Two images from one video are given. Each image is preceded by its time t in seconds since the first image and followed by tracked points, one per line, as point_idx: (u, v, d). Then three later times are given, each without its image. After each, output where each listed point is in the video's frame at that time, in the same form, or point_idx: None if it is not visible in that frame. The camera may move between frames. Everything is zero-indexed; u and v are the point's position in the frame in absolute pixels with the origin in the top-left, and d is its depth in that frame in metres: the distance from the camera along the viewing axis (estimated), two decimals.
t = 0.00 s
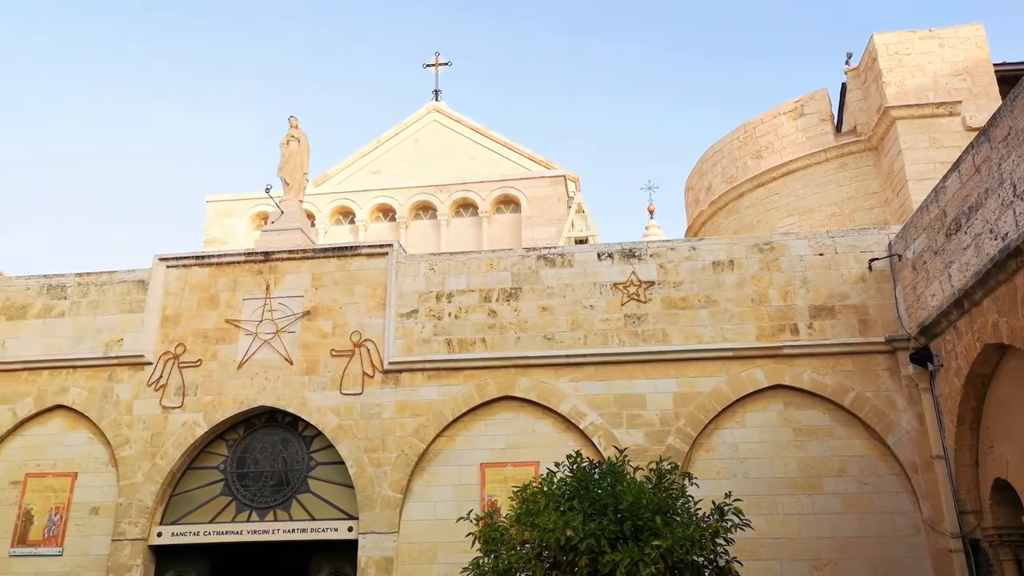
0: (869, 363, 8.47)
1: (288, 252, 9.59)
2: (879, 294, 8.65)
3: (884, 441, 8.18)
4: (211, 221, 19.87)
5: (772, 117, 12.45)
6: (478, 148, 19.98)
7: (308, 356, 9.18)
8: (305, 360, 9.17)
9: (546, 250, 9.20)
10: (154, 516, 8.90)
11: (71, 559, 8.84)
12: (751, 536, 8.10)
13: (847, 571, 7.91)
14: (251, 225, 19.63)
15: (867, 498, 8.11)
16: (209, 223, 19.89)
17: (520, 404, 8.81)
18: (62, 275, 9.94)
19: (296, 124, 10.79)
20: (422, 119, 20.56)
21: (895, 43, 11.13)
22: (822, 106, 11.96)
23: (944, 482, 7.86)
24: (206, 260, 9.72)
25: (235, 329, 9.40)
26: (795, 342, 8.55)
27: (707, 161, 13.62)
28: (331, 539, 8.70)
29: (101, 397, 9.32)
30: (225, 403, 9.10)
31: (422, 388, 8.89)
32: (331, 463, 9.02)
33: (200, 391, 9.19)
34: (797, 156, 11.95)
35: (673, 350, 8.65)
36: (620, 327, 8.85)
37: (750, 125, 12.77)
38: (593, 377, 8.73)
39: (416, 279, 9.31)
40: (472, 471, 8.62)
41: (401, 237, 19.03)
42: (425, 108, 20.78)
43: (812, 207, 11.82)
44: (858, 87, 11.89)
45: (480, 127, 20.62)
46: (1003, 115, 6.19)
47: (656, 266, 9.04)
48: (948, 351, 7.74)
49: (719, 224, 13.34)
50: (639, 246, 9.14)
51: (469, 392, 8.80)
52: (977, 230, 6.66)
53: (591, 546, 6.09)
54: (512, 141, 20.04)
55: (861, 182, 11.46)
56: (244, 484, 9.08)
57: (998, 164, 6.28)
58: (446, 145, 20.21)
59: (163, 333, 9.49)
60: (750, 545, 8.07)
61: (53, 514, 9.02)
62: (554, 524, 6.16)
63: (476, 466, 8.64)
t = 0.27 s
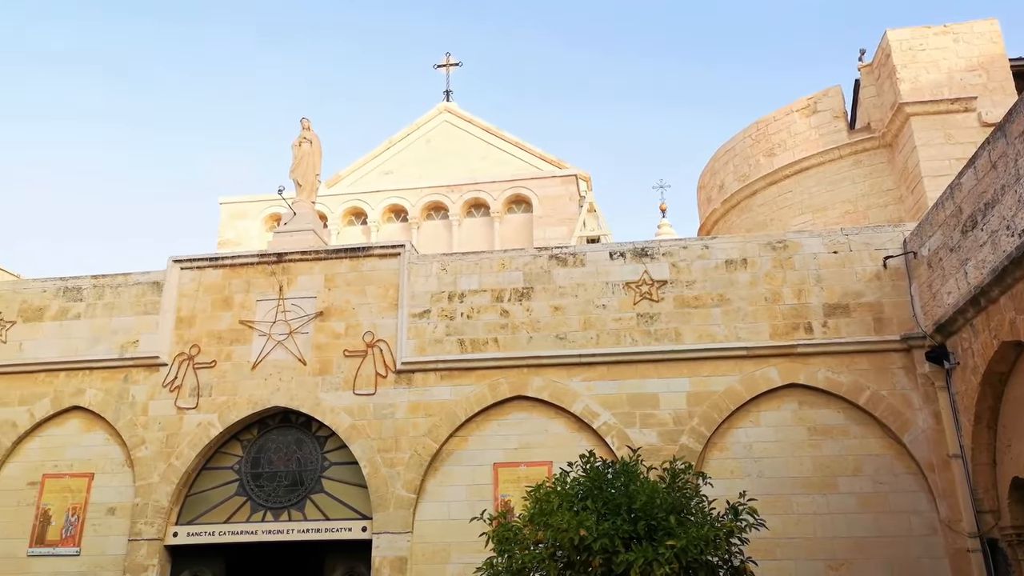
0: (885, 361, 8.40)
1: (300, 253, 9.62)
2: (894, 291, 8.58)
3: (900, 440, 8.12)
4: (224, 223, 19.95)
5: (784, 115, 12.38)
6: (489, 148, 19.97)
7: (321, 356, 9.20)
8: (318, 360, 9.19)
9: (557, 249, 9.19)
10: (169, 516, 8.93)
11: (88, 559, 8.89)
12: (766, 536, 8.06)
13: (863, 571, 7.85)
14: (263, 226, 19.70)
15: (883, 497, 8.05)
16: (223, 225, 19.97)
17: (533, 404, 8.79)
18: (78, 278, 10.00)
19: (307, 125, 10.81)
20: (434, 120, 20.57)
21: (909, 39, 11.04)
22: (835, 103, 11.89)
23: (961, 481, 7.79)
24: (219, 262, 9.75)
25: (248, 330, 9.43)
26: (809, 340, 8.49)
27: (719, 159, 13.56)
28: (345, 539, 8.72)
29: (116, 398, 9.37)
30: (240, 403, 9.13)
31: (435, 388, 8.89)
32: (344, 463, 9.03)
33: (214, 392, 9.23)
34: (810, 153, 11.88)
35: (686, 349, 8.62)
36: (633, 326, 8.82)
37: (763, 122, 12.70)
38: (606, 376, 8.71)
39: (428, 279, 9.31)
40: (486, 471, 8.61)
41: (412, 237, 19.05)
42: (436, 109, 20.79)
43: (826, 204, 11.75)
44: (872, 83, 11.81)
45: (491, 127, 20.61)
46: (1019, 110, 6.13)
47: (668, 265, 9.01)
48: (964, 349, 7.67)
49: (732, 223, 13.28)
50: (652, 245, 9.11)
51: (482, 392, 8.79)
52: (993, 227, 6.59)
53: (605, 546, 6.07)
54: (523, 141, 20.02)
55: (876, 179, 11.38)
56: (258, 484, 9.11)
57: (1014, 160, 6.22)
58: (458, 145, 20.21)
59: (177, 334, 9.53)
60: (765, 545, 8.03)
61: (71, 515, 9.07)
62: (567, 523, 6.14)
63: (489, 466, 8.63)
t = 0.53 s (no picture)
0: (897, 360, 8.36)
1: (310, 254, 9.64)
2: (906, 290, 8.54)
3: (912, 439, 8.07)
4: (234, 224, 20.02)
5: (794, 113, 12.33)
6: (498, 148, 19.97)
7: (332, 357, 9.22)
8: (328, 361, 9.21)
9: (567, 249, 9.18)
10: (182, 516, 8.96)
11: (101, 559, 8.93)
12: (778, 535, 8.03)
13: (876, 571, 7.81)
14: (274, 227, 19.76)
15: (895, 497, 8.01)
16: (234, 226, 20.03)
17: (543, 404, 8.78)
18: (91, 279, 10.05)
19: (317, 126, 10.83)
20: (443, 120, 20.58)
21: (920, 35, 10.98)
22: (846, 100, 11.83)
23: (975, 480, 7.74)
24: (230, 263, 9.78)
25: (259, 331, 9.45)
26: (820, 339, 8.46)
27: (729, 158, 13.51)
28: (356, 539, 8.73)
29: (128, 399, 9.41)
30: (251, 403, 9.16)
31: (445, 388, 8.89)
32: (355, 463, 9.04)
33: (226, 393, 9.25)
34: (820, 151, 11.83)
35: (697, 348, 8.59)
36: (643, 325, 8.80)
37: (773, 120, 12.65)
38: (616, 376, 8.69)
39: (437, 279, 9.31)
40: (496, 471, 8.61)
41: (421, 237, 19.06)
42: (445, 109, 20.80)
43: (836, 202, 11.70)
44: (883, 81, 11.74)
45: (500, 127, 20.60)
46: None
47: (678, 264, 8.98)
48: (977, 347, 7.62)
49: (742, 221, 13.23)
50: (661, 244, 9.09)
51: (491, 392, 8.78)
52: (1006, 225, 6.55)
53: (616, 546, 6.05)
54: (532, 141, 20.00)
55: (887, 177, 11.32)
56: (270, 484, 9.13)
57: None
58: (467, 145, 20.22)
59: (189, 335, 9.57)
60: (777, 545, 8.00)
61: (84, 515, 9.12)
62: (578, 523, 6.13)
63: (499, 466, 8.63)
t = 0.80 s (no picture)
0: (912, 358, 8.29)
1: (323, 255, 9.65)
2: (922, 287, 8.47)
3: (929, 438, 8.00)
4: (247, 226, 20.09)
5: (807, 110, 12.25)
6: (509, 148, 19.95)
7: (344, 357, 9.23)
8: (341, 361, 9.22)
9: (579, 248, 9.15)
10: (197, 516, 8.99)
11: (118, 559, 8.97)
12: (793, 535, 7.98)
13: (893, 571, 7.75)
14: (286, 228, 19.82)
15: (912, 496, 7.94)
16: (247, 227, 20.10)
17: (556, 404, 8.76)
18: (106, 281, 10.11)
19: (329, 128, 10.84)
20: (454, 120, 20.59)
21: (934, 30, 10.89)
22: (859, 97, 11.75)
23: (993, 479, 7.66)
24: (243, 264, 9.81)
25: (273, 332, 9.47)
26: (835, 338, 8.40)
27: (742, 156, 13.44)
28: (370, 539, 8.73)
29: (144, 400, 9.45)
30: (265, 404, 9.18)
31: (458, 388, 8.89)
32: (368, 463, 9.05)
33: (240, 394, 9.28)
34: (834, 148, 11.76)
35: (711, 347, 8.55)
36: (655, 324, 8.77)
37: (786, 118, 12.57)
38: (629, 375, 8.66)
39: (449, 280, 9.31)
40: (509, 471, 8.60)
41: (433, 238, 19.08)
42: (456, 109, 20.80)
43: (850, 199, 11.62)
44: (897, 77, 11.65)
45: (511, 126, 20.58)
46: None
47: (691, 263, 8.94)
48: (994, 345, 7.55)
49: (755, 220, 13.16)
50: (674, 243, 9.05)
51: (504, 392, 8.77)
52: None
53: (630, 546, 6.02)
54: (543, 140, 19.97)
55: (901, 174, 11.23)
56: (284, 485, 9.15)
57: None
58: (478, 146, 20.21)
59: (203, 336, 9.60)
60: (792, 544, 7.95)
61: (101, 515, 9.16)
62: (591, 523, 6.11)
63: (512, 466, 8.61)
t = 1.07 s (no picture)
0: (927, 357, 8.23)
1: (334, 256, 9.67)
2: (935, 285, 8.40)
3: (943, 437, 7.94)
4: (259, 227, 20.16)
5: (819, 107, 12.19)
6: (519, 148, 19.94)
7: (356, 358, 9.24)
8: (353, 361, 9.23)
9: (589, 248, 9.13)
10: (211, 516, 9.02)
11: (132, 559, 9.01)
12: (807, 534, 7.93)
13: (908, 571, 7.70)
14: (297, 230, 19.87)
15: (927, 496, 7.88)
16: (258, 229, 20.17)
17: (567, 404, 8.74)
18: (119, 283, 10.16)
19: (339, 129, 10.86)
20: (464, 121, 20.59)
21: (947, 26, 10.80)
22: (871, 94, 11.68)
23: (1009, 478, 7.59)
24: (255, 266, 9.84)
25: (284, 333, 9.49)
26: (848, 336, 8.34)
27: (753, 154, 13.38)
28: (383, 539, 8.74)
29: (157, 401, 9.49)
30: (277, 405, 9.20)
31: (469, 388, 8.88)
32: (381, 463, 9.05)
33: (252, 394, 9.30)
34: (846, 146, 11.69)
35: (723, 346, 8.51)
36: (667, 323, 8.74)
37: (797, 115, 12.51)
38: (640, 375, 8.63)
39: (460, 280, 9.31)
40: (521, 471, 8.58)
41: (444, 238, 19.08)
42: (466, 109, 20.81)
43: (863, 197, 11.56)
44: (909, 73, 11.57)
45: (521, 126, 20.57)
46: None
47: (702, 262, 8.91)
48: (1010, 343, 7.48)
49: (766, 218, 13.09)
50: (685, 242, 9.01)
51: (515, 392, 8.76)
52: None
53: (642, 546, 6.00)
54: (553, 140, 19.95)
55: (914, 171, 11.16)
56: (297, 485, 9.16)
57: None
58: (488, 146, 20.21)
59: (215, 337, 9.63)
60: (806, 544, 7.91)
61: (115, 515, 9.20)
62: (604, 523, 6.09)
63: (524, 466, 8.60)
